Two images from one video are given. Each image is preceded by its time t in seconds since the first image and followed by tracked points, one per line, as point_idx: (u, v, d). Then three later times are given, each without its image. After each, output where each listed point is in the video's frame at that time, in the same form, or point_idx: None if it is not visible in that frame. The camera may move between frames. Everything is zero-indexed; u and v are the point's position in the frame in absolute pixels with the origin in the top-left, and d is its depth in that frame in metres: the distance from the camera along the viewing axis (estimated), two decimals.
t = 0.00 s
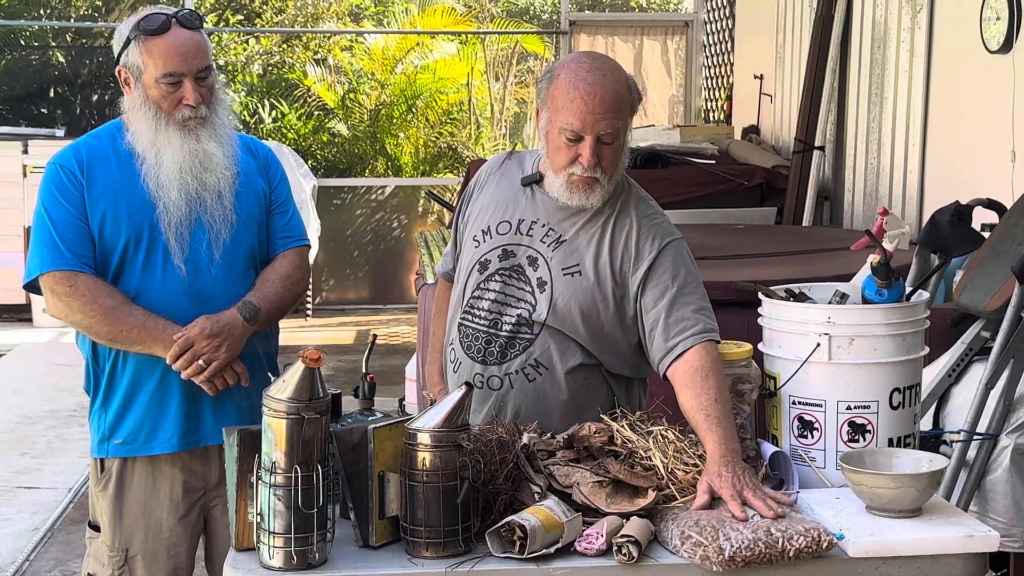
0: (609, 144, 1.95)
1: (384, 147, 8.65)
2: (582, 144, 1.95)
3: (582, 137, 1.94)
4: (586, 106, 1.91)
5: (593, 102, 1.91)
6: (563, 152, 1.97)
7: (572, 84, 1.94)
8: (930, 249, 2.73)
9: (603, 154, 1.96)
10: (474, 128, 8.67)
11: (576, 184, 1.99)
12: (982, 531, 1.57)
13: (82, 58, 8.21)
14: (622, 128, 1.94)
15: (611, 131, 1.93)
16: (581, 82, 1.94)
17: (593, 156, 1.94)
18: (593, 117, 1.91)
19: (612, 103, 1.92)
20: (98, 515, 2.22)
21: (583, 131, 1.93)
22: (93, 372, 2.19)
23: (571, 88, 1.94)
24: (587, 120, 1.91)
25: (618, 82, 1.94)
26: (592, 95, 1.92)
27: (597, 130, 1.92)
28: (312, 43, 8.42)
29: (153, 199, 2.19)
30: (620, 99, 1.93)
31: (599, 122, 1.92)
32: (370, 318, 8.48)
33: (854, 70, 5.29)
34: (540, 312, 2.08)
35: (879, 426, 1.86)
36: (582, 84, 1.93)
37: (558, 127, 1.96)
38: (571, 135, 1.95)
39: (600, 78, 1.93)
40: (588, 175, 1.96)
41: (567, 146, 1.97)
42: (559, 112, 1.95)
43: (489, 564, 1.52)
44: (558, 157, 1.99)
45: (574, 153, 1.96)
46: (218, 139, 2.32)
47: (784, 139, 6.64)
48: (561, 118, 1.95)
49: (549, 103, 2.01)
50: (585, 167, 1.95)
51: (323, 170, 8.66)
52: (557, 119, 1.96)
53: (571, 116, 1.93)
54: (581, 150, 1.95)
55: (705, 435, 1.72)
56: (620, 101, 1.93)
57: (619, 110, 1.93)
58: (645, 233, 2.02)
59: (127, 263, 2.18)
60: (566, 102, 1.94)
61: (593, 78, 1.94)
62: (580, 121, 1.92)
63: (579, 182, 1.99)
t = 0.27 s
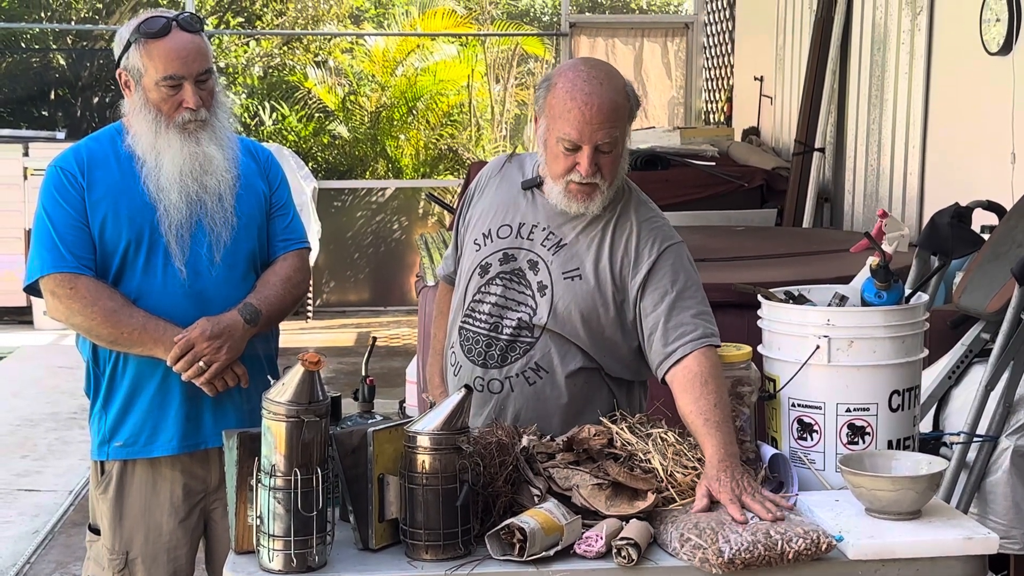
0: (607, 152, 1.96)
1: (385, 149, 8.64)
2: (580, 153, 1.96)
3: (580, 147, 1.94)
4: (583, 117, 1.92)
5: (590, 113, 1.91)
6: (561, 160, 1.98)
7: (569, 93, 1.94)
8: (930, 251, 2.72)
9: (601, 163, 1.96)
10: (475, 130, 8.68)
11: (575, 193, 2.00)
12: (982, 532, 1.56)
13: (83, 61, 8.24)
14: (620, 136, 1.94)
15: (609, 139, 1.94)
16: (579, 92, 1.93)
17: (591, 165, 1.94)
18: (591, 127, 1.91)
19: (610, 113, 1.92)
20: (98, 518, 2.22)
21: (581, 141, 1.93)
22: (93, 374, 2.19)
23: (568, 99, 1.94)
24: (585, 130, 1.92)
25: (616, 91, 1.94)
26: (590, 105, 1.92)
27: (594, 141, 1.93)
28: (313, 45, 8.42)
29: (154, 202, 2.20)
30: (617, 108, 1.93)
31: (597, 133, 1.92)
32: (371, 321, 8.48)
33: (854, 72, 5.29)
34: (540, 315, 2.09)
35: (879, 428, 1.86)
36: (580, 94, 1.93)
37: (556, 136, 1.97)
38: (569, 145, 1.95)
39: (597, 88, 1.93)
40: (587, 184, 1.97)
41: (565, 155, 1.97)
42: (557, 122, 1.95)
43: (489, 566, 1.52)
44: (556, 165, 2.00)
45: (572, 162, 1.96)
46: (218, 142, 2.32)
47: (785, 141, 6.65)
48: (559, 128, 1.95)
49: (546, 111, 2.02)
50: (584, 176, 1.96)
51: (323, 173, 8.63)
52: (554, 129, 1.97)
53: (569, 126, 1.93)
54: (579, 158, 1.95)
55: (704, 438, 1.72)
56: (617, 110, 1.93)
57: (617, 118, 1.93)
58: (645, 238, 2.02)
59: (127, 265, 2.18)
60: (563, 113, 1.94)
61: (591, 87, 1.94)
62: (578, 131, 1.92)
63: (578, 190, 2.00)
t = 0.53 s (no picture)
0: (606, 152, 1.96)
1: (385, 151, 8.66)
2: (578, 152, 1.96)
3: (578, 146, 1.95)
4: (581, 115, 1.92)
5: (588, 112, 1.92)
6: (560, 159, 1.98)
7: (568, 93, 1.95)
8: (930, 252, 2.72)
9: (600, 162, 1.96)
10: (475, 132, 8.71)
11: (575, 192, 2.00)
12: (983, 533, 1.57)
13: (83, 63, 8.25)
14: (618, 135, 1.94)
15: (607, 139, 1.94)
16: (576, 91, 1.94)
17: (589, 163, 1.94)
18: (590, 126, 1.91)
19: (608, 112, 1.92)
20: (99, 519, 2.22)
21: (579, 140, 1.93)
22: (93, 375, 2.19)
23: (566, 98, 1.94)
24: (583, 129, 1.92)
25: (614, 89, 1.94)
26: (588, 104, 1.92)
27: (592, 139, 1.93)
28: (313, 47, 8.44)
29: (155, 203, 2.20)
30: (615, 107, 1.93)
31: (595, 131, 1.92)
32: (371, 322, 8.49)
33: (854, 73, 5.29)
34: (541, 317, 2.09)
35: (879, 429, 1.86)
36: (578, 93, 1.93)
37: (554, 136, 1.97)
38: (568, 144, 1.95)
39: (595, 87, 1.93)
40: (586, 183, 1.97)
41: (564, 154, 1.97)
42: (556, 121, 1.95)
43: (490, 567, 1.53)
44: (555, 164, 2.00)
45: (571, 161, 1.96)
46: (219, 143, 2.32)
47: (785, 142, 6.65)
48: (557, 128, 1.95)
49: (544, 111, 2.02)
50: (582, 175, 1.96)
51: (323, 174, 8.64)
52: (552, 128, 1.97)
53: (567, 125, 1.93)
54: (578, 157, 1.95)
55: (707, 435, 1.72)
56: (615, 108, 1.93)
57: (615, 117, 1.93)
58: (645, 238, 2.02)
59: (129, 267, 2.18)
60: (561, 112, 1.94)
61: (589, 87, 1.94)
62: (576, 130, 1.92)
63: (577, 189, 1.99)
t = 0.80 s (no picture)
0: (605, 151, 1.96)
1: (385, 152, 8.65)
2: (578, 151, 1.95)
3: (578, 145, 1.94)
4: (581, 114, 1.91)
5: (588, 110, 1.91)
6: (559, 159, 1.98)
7: (567, 91, 1.94)
8: (931, 252, 2.72)
9: (599, 161, 1.96)
10: (475, 133, 8.72)
11: (574, 191, 2.00)
12: (984, 534, 1.56)
13: (83, 64, 8.24)
14: (617, 134, 1.94)
15: (607, 138, 1.94)
16: (576, 90, 1.93)
17: (589, 162, 1.94)
18: (589, 125, 1.91)
19: (607, 111, 1.92)
20: (99, 521, 2.22)
21: (578, 139, 1.93)
22: (92, 377, 2.19)
23: (565, 96, 1.94)
24: (583, 128, 1.91)
25: (613, 88, 1.94)
26: (587, 103, 1.92)
27: (591, 138, 1.92)
28: (313, 48, 8.44)
29: (155, 205, 2.20)
30: (614, 105, 1.93)
31: (594, 130, 1.92)
32: (371, 323, 8.49)
33: (854, 74, 5.29)
34: (541, 318, 2.08)
35: (880, 430, 1.86)
36: (577, 92, 1.93)
37: (554, 134, 1.97)
38: (567, 143, 1.95)
39: (594, 86, 1.93)
40: (585, 182, 1.97)
41: (563, 153, 1.97)
42: (555, 120, 1.95)
43: (490, 568, 1.52)
44: (554, 163, 2.00)
45: (570, 160, 1.96)
46: (219, 145, 2.32)
47: (785, 143, 6.65)
48: (556, 126, 1.95)
49: (544, 110, 2.02)
50: (582, 174, 1.96)
51: (323, 175, 8.64)
52: (552, 127, 1.97)
53: (566, 124, 1.93)
54: (577, 156, 1.95)
55: (709, 425, 1.71)
56: (614, 107, 1.92)
57: (614, 116, 1.93)
58: (645, 238, 2.02)
59: (129, 269, 2.18)
60: (560, 110, 1.94)
61: (588, 85, 1.94)
62: (575, 129, 1.92)
63: (577, 188, 1.99)
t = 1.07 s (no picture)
0: (605, 154, 1.96)
1: (385, 152, 8.65)
2: (578, 154, 1.95)
3: (577, 148, 1.94)
4: (580, 118, 1.91)
5: (588, 114, 1.91)
6: (559, 161, 1.98)
7: (567, 94, 1.94)
8: (931, 252, 2.72)
9: (599, 164, 1.96)
10: (474, 133, 8.70)
11: (574, 193, 2.00)
12: (985, 534, 1.56)
13: (82, 65, 8.24)
14: (617, 138, 1.94)
15: (607, 141, 1.93)
16: (576, 93, 1.93)
17: (588, 165, 1.94)
18: (589, 129, 1.91)
19: (607, 115, 1.92)
20: (97, 521, 2.22)
21: (578, 143, 1.93)
22: (92, 378, 2.19)
23: (565, 99, 1.94)
24: (583, 132, 1.91)
25: (613, 92, 1.93)
26: (588, 106, 1.91)
27: (591, 142, 1.92)
28: (313, 48, 8.44)
29: (155, 206, 2.19)
30: (615, 109, 1.92)
31: (594, 134, 1.92)
32: (371, 324, 8.49)
33: (853, 74, 5.29)
34: (541, 318, 2.08)
35: (880, 430, 1.86)
36: (577, 95, 1.93)
37: (553, 137, 1.96)
38: (567, 146, 1.95)
39: (595, 89, 1.93)
40: (585, 185, 1.97)
41: (563, 156, 1.97)
42: (555, 123, 1.95)
43: (491, 569, 1.52)
44: (554, 166, 2.00)
45: (570, 163, 1.96)
46: (219, 146, 2.32)
47: (784, 143, 6.65)
48: (556, 129, 1.95)
49: (544, 112, 2.02)
50: (581, 177, 1.96)
51: (323, 176, 8.64)
52: (552, 129, 1.96)
53: (566, 127, 1.93)
54: (577, 159, 1.95)
55: (705, 433, 1.70)
56: (615, 111, 1.92)
57: (615, 120, 1.93)
58: (645, 239, 2.02)
59: (129, 270, 2.18)
60: (560, 113, 1.94)
61: (588, 88, 1.93)
62: (575, 132, 1.92)
63: (577, 191, 1.99)
